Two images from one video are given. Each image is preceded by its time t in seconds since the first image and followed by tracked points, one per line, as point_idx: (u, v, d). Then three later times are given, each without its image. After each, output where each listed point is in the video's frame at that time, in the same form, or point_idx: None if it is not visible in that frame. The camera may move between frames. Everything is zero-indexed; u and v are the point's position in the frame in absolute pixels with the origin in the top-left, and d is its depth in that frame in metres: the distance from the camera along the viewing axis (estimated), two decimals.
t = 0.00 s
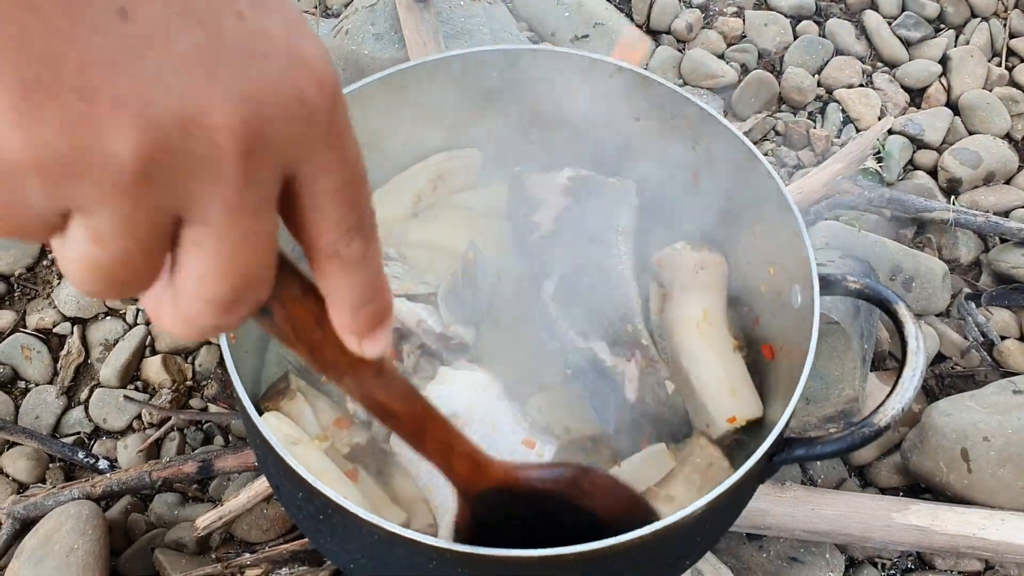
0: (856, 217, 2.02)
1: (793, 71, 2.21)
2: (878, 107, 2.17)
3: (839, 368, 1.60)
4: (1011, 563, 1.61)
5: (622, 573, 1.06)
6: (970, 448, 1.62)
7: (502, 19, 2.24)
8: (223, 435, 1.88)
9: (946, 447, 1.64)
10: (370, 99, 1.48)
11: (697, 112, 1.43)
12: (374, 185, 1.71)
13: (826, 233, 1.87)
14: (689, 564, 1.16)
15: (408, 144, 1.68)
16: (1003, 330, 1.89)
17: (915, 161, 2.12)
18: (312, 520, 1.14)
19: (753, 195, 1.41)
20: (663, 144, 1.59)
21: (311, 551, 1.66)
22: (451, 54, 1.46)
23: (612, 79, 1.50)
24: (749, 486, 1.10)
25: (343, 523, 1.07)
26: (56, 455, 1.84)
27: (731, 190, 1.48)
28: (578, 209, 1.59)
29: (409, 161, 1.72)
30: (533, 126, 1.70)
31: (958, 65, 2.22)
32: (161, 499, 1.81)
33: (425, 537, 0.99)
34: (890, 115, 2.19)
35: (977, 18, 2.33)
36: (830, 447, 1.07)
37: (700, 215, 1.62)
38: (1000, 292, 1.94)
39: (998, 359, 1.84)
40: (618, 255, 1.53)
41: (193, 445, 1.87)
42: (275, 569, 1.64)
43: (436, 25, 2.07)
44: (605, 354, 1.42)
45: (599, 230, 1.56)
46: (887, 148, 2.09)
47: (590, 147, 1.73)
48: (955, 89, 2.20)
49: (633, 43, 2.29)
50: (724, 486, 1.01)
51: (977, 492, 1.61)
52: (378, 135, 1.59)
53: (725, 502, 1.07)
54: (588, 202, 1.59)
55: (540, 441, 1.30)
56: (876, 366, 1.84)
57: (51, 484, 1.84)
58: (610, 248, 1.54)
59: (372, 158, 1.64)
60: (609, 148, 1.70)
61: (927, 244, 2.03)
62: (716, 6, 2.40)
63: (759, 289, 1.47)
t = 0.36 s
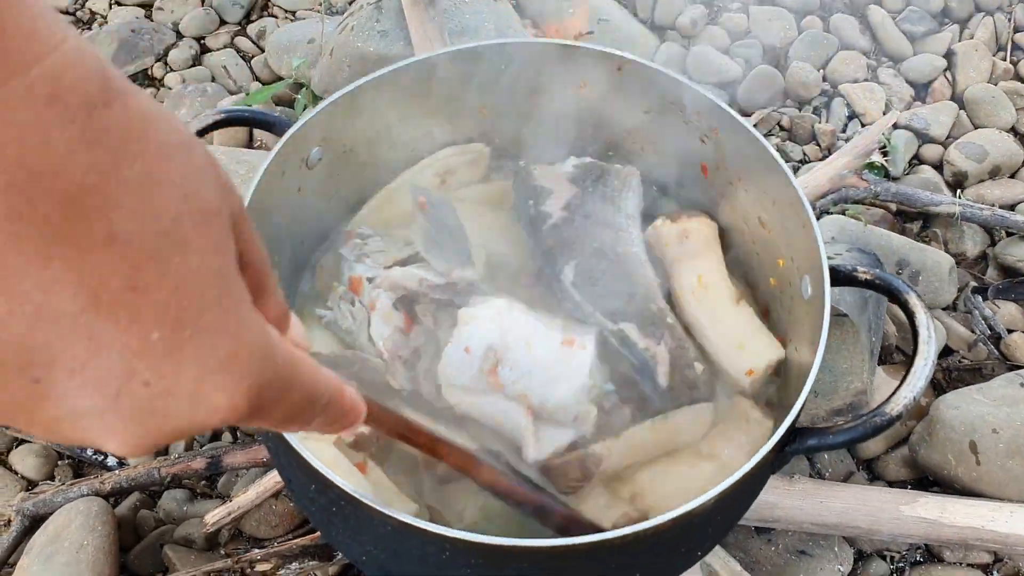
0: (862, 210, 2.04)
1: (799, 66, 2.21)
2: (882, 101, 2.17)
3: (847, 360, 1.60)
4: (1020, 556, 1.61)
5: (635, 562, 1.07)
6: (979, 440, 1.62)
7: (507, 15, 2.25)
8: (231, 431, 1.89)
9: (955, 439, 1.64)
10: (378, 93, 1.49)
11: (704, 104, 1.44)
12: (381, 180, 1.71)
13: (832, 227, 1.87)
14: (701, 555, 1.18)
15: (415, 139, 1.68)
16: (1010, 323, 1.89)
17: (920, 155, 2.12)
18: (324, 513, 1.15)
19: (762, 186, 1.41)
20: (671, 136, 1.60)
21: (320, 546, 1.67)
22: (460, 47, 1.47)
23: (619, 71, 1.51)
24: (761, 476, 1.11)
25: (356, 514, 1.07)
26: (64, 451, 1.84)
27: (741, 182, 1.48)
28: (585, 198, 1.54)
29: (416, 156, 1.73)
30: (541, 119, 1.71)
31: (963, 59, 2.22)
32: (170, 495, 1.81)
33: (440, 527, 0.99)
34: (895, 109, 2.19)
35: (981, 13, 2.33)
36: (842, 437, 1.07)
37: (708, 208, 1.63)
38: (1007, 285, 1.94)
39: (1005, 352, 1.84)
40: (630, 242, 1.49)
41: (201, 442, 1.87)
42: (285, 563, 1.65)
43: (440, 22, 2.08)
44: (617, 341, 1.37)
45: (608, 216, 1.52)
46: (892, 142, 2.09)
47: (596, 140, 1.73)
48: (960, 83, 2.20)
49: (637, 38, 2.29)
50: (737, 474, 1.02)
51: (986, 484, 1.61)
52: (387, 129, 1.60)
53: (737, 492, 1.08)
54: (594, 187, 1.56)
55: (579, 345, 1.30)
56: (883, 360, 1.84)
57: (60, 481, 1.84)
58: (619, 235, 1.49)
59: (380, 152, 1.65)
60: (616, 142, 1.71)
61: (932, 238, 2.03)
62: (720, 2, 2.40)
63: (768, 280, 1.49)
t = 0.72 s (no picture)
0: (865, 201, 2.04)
1: (800, 58, 2.21)
2: (884, 92, 2.17)
3: (852, 349, 1.60)
4: None
5: (643, 547, 1.09)
6: (985, 428, 1.62)
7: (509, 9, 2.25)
8: (237, 426, 1.89)
9: (961, 427, 1.64)
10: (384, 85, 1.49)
11: (709, 93, 1.45)
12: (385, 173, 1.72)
13: (836, 218, 1.88)
14: (709, 541, 1.19)
15: (420, 131, 1.69)
16: (1014, 312, 1.89)
17: (923, 146, 2.12)
18: (334, 502, 1.15)
19: (768, 174, 1.43)
20: (676, 126, 1.61)
21: (328, 538, 1.66)
22: (466, 38, 1.47)
23: (624, 61, 1.51)
24: (769, 461, 1.12)
25: (367, 503, 1.08)
26: (71, 448, 1.85)
27: (747, 171, 1.50)
28: (589, 189, 1.54)
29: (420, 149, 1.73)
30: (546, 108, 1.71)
31: (965, 50, 2.22)
32: (176, 490, 1.82)
33: (452, 514, 1.01)
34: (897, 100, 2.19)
35: (983, 4, 2.33)
36: (851, 421, 1.08)
37: (714, 198, 1.64)
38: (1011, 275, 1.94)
39: (1010, 342, 1.84)
40: (641, 230, 1.51)
41: (207, 437, 1.87)
42: (293, 557, 1.63)
43: (442, 16, 2.08)
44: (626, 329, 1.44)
45: (614, 204, 1.53)
46: (895, 133, 2.09)
47: (600, 132, 1.74)
48: (963, 74, 2.20)
49: (638, 31, 2.29)
50: (746, 460, 1.02)
51: (992, 472, 1.61)
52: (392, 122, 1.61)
53: (745, 478, 1.09)
54: (597, 178, 1.55)
55: (576, 389, 1.39)
56: (887, 351, 1.84)
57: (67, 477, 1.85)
58: (627, 223, 1.51)
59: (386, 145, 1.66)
60: (620, 133, 1.71)
61: (936, 229, 2.03)
62: None
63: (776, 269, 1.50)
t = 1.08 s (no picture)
0: (868, 202, 2.04)
1: (803, 60, 2.21)
2: (888, 94, 2.17)
3: (857, 350, 1.60)
4: None
5: (651, 547, 1.09)
6: (990, 430, 1.62)
7: (512, 11, 2.25)
8: (241, 428, 1.89)
9: (966, 429, 1.64)
10: (389, 86, 1.50)
11: (714, 93, 1.45)
12: (390, 174, 1.72)
13: (839, 220, 1.88)
14: (716, 543, 1.19)
15: (425, 132, 1.69)
16: (1018, 314, 1.89)
17: (926, 148, 2.12)
18: (340, 503, 1.15)
19: (773, 174, 1.43)
20: (680, 127, 1.61)
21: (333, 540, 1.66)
22: (471, 38, 1.48)
23: (629, 62, 1.52)
24: (777, 463, 1.12)
25: (374, 504, 1.08)
26: (75, 449, 1.84)
27: (752, 172, 1.50)
28: (596, 194, 1.51)
29: (424, 150, 1.73)
30: (550, 108, 1.72)
31: (968, 51, 2.22)
32: (180, 492, 1.82)
33: (461, 515, 1.01)
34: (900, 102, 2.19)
35: (985, 6, 2.33)
36: (859, 422, 1.08)
37: (718, 199, 1.64)
38: (1015, 277, 1.94)
39: (1014, 344, 1.84)
40: (646, 236, 1.48)
41: (211, 438, 1.87)
42: (298, 558, 1.63)
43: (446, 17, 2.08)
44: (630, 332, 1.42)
45: (620, 210, 1.50)
46: (898, 135, 2.09)
47: (605, 133, 1.74)
48: (966, 76, 2.20)
49: (641, 33, 2.29)
50: (754, 463, 1.02)
51: (998, 474, 1.61)
52: (396, 122, 1.61)
53: (752, 480, 1.09)
54: (604, 183, 1.52)
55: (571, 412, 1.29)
56: (891, 353, 1.83)
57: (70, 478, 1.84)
58: (632, 229, 1.47)
59: (390, 146, 1.66)
60: (625, 134, 1.72)
61: (939, 231, 2.03)
62: None
63: (781, 270, 1.51)
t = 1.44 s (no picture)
0: (872, 203, 2.02)
1: (806, 60, 2.21)
2: (891, 95, 2.17)
3: (862, 351, 1.60)
4: None
5: (656, 549, 1.08)
6: (995, 431, 1.62)
7: (514, 10, 2.25)
8: (243, 428, 1.88)
9: (970, 431, 1.64)
10: (393, 84, 1.49)
11: (719, 92, 1.44)
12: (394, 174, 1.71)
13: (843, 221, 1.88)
14: (722, 544, 1.18)
15: (429, 131, 1.69)
16: (1022, 316, 1.88)
17: (930, 149, 2.12)
18: (344, 503, 1.15)
19: (779, 175, 1.43)
20: (685, 127, 1.61)
21: (335, 541, 1.65)
22: (475, 38, 1.47)
23: (634, 61, 1.51)
24: (782, 464, 1.11)
25: (379, 504, 1.08)
26: (75, 449, 1.84)
27: (758, 172, 1.50)
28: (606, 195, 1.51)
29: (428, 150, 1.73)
30: (554, 108, 1.71)
31: (972, 53, 2.22)
32: (182, 492, 1.81)
33: (467, 515, 1.01)
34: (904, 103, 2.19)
35: (989, 7, 2.33)
36: (865, 423, 1.08)
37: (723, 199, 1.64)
38: (1019, 278, 1.94)
39: (1018, 345, 1.83)
40: (651, 235, 1.47)
41: (212, 438, 1.86)
42: (300, 558, 1.62)
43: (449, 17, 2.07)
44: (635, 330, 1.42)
45: (627, 211, 1.49)
46: (901, 136, 2.09)
47: (608, 133, 1.73)
48: (969, 77, 2.20)
49: (645, 33, 2.29)
50: (760, 463, 1.02)
51: (1002, 476, 1.60)
52: (399, 121, 1.61)
53: (759, 481, 1.09)
54: (612, 184, 1.52)
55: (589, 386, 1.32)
56: (895, 354, 1.83)
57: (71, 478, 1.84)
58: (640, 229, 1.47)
59: (392, 145, 1.65)
60: (628, 134, 1.71)
61: (943, 232, 2.02)
62: None
63: (786, 271, 1.50)
